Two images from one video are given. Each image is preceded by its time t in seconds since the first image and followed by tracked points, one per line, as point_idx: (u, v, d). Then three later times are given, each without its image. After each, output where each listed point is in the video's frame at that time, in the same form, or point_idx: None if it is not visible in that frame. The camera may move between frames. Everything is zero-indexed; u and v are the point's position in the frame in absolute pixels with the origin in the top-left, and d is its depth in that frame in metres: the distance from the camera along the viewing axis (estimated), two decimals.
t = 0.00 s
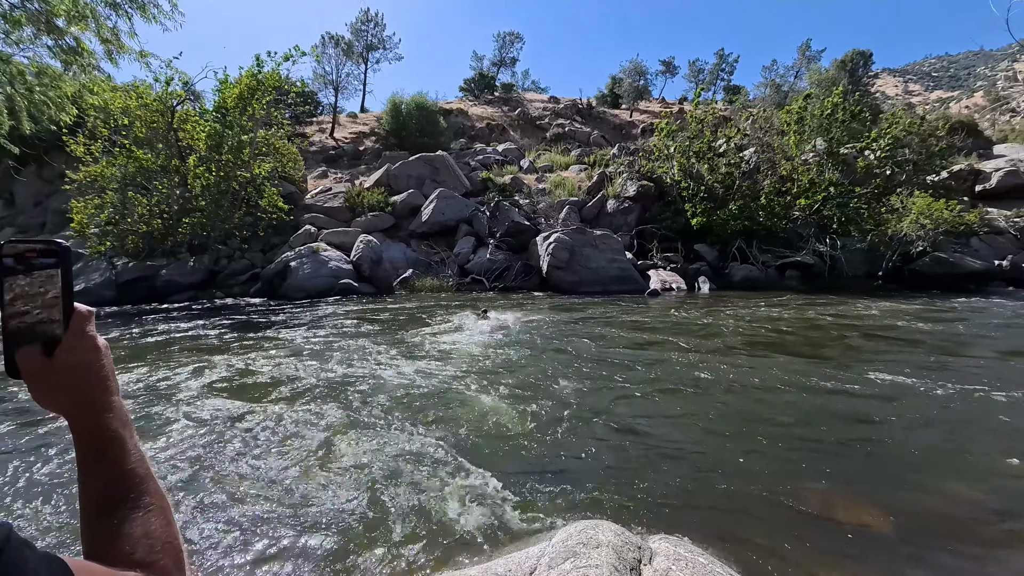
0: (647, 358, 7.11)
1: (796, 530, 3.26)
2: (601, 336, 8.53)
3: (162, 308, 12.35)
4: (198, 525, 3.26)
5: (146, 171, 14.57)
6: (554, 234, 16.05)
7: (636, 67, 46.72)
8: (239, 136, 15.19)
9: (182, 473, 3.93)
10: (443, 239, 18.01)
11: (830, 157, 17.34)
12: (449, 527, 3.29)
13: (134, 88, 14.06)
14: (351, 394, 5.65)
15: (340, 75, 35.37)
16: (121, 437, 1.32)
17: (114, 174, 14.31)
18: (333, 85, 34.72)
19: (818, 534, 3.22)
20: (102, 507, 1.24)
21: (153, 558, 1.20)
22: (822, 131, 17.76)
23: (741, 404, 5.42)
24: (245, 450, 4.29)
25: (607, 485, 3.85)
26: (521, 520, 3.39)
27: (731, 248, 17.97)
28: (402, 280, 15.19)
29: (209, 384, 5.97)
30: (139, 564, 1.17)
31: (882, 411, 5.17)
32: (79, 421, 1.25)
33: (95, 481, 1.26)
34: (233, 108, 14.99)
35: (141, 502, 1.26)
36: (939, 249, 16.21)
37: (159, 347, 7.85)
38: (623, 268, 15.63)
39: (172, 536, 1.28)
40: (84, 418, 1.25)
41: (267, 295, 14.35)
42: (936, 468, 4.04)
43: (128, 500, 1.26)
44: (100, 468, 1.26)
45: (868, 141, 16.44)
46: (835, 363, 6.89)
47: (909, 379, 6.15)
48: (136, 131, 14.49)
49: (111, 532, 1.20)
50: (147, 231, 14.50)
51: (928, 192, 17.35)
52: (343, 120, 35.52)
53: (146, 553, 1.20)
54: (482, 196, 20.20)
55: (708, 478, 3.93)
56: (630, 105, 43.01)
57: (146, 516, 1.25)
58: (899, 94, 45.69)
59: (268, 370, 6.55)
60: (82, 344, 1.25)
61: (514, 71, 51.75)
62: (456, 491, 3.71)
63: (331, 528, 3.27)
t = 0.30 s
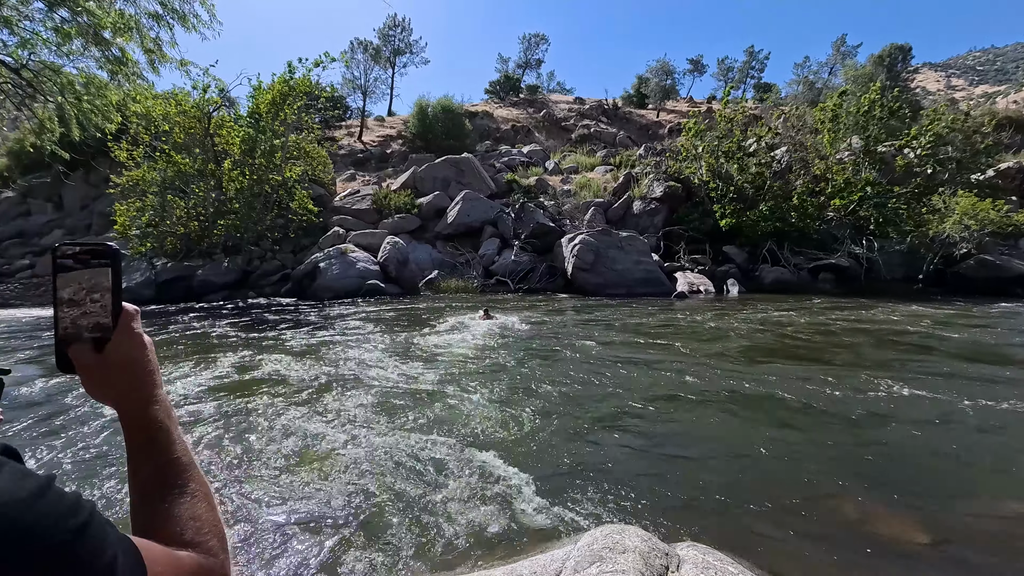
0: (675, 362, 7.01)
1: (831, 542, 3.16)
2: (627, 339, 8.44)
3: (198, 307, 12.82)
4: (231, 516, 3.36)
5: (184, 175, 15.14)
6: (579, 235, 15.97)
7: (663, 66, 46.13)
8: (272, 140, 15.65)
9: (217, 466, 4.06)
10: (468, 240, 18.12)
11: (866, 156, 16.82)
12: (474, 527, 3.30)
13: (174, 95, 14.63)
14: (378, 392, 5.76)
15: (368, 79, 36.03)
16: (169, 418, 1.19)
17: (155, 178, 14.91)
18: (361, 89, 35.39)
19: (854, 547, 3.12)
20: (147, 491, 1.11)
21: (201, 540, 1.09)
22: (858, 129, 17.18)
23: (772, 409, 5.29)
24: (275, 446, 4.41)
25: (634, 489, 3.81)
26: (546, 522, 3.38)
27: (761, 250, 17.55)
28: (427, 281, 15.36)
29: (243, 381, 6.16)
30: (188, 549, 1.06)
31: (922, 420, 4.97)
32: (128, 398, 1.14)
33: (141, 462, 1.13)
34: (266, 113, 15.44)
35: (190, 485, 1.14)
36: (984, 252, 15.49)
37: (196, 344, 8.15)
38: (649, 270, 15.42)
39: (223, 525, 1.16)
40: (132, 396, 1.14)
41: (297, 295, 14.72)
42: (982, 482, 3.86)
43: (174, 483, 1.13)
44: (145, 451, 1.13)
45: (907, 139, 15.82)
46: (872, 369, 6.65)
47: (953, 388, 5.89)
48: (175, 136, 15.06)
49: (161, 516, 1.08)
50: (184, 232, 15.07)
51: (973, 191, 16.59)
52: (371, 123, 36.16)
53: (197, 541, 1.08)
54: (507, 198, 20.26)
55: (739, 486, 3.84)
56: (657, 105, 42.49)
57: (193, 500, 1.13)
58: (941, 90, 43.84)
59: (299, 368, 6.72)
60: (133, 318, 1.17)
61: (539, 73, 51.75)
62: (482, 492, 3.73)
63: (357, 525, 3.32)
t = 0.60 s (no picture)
0: (705, 365, 6.87)
1: (874, 555, 3.03)
2: (655, 340, 8.32)
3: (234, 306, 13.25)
4: (265, 508, 3.45)
5: (221, 179, 15.67)
6: (605, 236, 15.83)
7: (692, 63, 45.34)
8: (303, 144, 16.06)
9: (250, 459, 4.17)
10: (494, 241, 18.19)
11: (907, 152, 16.16)
12: (502, 527, 3.31)
13: (211, 102, 15.17)
14: (407, 391, 5.82)
15: (395, 83, 36.58)
16: (200, 409, 1.22)
17: (193, 182, 15.49)
18: (389, 93, 35.96)
19: (898, 561, 2.99)
20: (182, 478, 1.12)
21: (237, 525, 1.10)
22: (899, 124, 16.52)
23: (809, 415, 5.12)
24: (307, 441, 4.51)
25: (663, 491, 3.77)
26: (573, 524, 3.37)
27: (795, 250, 17.04)
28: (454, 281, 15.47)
29: (276, 377, 6.34)
30: (226, 533, 1.07)
31: (971, 430, 4.73)
32: (161, 387, 1.16)
33: (179, 451, 1.14)
34: (297, 118, 15.86)
35: (223, 471, 1.16)
36: None
37: (231, 341, 8.41)
38: (677, 271, 15.18)
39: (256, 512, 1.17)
40: (165, 386, 1.16)
41: (327, 294, 15.05)
42: None
43: (210, 469, 1.16)
44: (180, 441, 1.15)
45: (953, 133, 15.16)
46: (915, 375, 6.38)
47: (1004, 396, 5.59)
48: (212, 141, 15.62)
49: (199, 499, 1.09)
50: (220, 234, 15.61)
51: None
52: (399, 126, 36.70)
53: (235, 526, 1.10)
54: (533, 198, 20.25)
55: (775, 492, 3.74)
56: (685, 102, 41.77)
57: (229, 485, 1.15)
58: (989, 81, 41.74)
59: (330, 366, 6.86)
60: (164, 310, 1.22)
61: (565, 73, 51.56)
62: (510, 491, 3.73)
63: (385, 521, 3.36)
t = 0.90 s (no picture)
0: (734, 366, 6.74)
1: (913, 566, 2.91)
2: (681, 341, 8.20)
3: (264, 305, 13.60)
4: (297, 502, 3.54)
5: (252, 181, 16.12)
6: (630, 235, 15.67)
7: (719, 59, 44.44)
8: (330, 147, 16.41)
9: (280, 454, 4.27)
10: (517, 241, 18.20)
11: (947, 146, 15.51)
12: (527, 527, 3.30)
13: (243, 107, 15.63)
14: (433, 390, 5.89)
15: (419, 85, 36.96)
16: (222, 400, 1.23)
17: (226, 185, 15.97)
18: (413, 95, 36.38)
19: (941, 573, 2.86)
20: (206, 468, 1.12)
21: (262, 513, 1.10)
22: (939, 117, 15.87)
23: (843, 419, 4.96)
24: (334, 437, 4.60)
25: (690, 495, 3.70)
26: (598, 526, 3.34)
27: (827, 249, 16.55)
28: (477, 281, 15.55)
29: (305, 375, 6.48)
30: (252, 522, 1.07)
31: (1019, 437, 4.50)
32: (183, 379, 1.18)
33: (202, 442, 1.15)
34: (325, 121, 16.20)
35: (246, 462, 1.17)
36: None
37: (262, 340, 8.65)
38: (703, 270, 14.92)
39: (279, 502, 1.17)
40: (187, 378, 1.18)
41: (353, 294, 15.31)
42: None
43: (234, 458, 1.16)
44: (203, 432, 1.16)
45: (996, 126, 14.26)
46: (956, 379, 6.12)
47: None
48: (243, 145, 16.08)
49: (225, 488, 1.10)
50: (251, 235, 16.05)
51: None
52: (423, 128, 37.08)
53: (260, 514, 1.10)
54: (556, 198, 20.20)
55: (808, 499, 3.63)
56: (711, 99, 41.01)
57: (252, 474, 1.16)
58: None
59: (357, 364, 6.98)
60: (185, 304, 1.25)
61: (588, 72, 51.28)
62: (535, 492, 3.71)
63: (410, 518, 3.39)
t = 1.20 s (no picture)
0: (759, 368, 6.59)
1: None
2: (703, 342, 8.07)
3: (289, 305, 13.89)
4: (321, 499, 3.60)
5: (277, 184, 16.47)
6: (651, 234, 15.50)
7: (742, 54, 43.59)
8: (353, 149, 16.68)
9: (303, 452, 4.35)
10: (537, 241, 18.18)
11: (985, 139, 14.90)
12: (548, 527, 3.29)
13: (268, 111, 15.99)
14: (453, 389, 5.93)
15: (440, 87, 37.25)
16: (225, 403, 1.25)
17: (252, 188, 16.36)
18: (434, 96, 36.68)
19: None
20: (210, 470, 1.13)
21: (265, 516, 1.10)
22: (975, 110, 15.25)
23: (874, 423, 4.81)
24: (356, 436, 4.65)
25: (714, 500, 3.62)
26: (620, 529, 3.29)
27: (856, 247, 16.07)
28: (497, 281, 15.59)
29: (328, 374, 6.60)
30: (255, 525, 1.07)
31: None
32: (189, 382, 1.20)
33: (206, 444, 1.16)
34: (347, 124, 16.45)
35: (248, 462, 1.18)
36: None
37: (287, 339, 8.83)
38: (727, 270, 14.67)
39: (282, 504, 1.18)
40: (192, 381, 1.20)
41: (375, 294, 15.51)
42: None
43: (237, 462, 1.17)
44: (207, 434, 1.18)
45: None
46: (995, 382, 5.87)
47: None
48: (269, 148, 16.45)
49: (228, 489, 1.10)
50: (276, 237, 16.40)
51: None
52: (443, 129, 37.35)
53: (262, 515, 1.10)
54: (576, 197, 20.10)
55: (839, 507, 3.51)
56: (735, 95, 40.27)
57: (254, 477, 1.16)
58: None
59: (379, 364, 7.07)
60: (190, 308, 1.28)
61: (609, 70, 50.89)
62: (556, 494, 3.68)
63: (431, 517, 3.41)
